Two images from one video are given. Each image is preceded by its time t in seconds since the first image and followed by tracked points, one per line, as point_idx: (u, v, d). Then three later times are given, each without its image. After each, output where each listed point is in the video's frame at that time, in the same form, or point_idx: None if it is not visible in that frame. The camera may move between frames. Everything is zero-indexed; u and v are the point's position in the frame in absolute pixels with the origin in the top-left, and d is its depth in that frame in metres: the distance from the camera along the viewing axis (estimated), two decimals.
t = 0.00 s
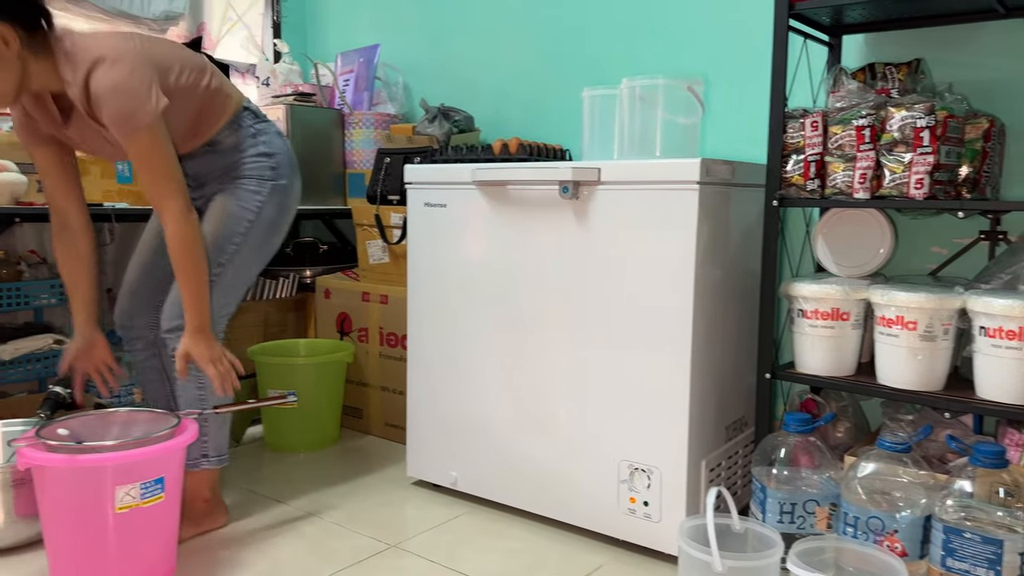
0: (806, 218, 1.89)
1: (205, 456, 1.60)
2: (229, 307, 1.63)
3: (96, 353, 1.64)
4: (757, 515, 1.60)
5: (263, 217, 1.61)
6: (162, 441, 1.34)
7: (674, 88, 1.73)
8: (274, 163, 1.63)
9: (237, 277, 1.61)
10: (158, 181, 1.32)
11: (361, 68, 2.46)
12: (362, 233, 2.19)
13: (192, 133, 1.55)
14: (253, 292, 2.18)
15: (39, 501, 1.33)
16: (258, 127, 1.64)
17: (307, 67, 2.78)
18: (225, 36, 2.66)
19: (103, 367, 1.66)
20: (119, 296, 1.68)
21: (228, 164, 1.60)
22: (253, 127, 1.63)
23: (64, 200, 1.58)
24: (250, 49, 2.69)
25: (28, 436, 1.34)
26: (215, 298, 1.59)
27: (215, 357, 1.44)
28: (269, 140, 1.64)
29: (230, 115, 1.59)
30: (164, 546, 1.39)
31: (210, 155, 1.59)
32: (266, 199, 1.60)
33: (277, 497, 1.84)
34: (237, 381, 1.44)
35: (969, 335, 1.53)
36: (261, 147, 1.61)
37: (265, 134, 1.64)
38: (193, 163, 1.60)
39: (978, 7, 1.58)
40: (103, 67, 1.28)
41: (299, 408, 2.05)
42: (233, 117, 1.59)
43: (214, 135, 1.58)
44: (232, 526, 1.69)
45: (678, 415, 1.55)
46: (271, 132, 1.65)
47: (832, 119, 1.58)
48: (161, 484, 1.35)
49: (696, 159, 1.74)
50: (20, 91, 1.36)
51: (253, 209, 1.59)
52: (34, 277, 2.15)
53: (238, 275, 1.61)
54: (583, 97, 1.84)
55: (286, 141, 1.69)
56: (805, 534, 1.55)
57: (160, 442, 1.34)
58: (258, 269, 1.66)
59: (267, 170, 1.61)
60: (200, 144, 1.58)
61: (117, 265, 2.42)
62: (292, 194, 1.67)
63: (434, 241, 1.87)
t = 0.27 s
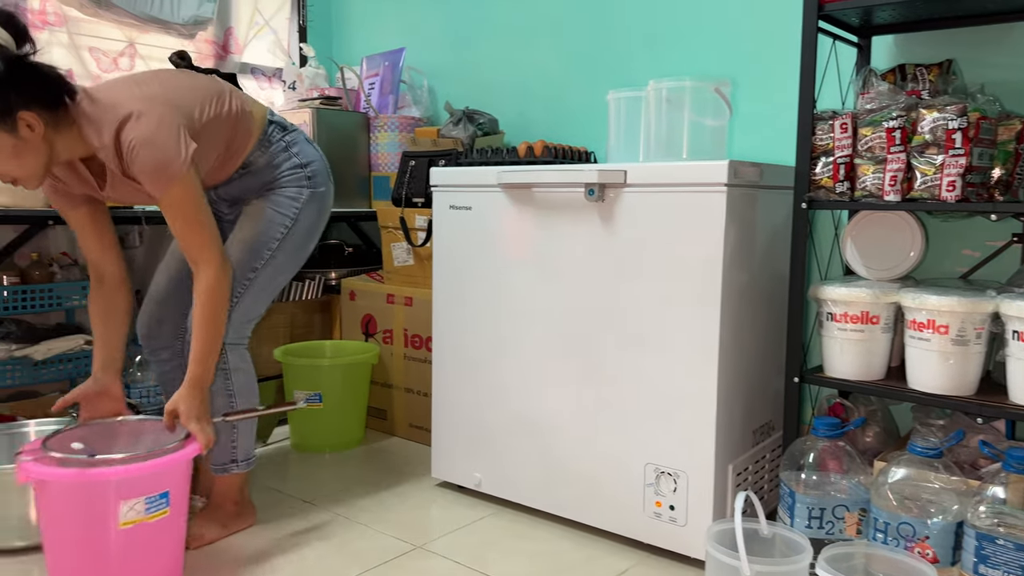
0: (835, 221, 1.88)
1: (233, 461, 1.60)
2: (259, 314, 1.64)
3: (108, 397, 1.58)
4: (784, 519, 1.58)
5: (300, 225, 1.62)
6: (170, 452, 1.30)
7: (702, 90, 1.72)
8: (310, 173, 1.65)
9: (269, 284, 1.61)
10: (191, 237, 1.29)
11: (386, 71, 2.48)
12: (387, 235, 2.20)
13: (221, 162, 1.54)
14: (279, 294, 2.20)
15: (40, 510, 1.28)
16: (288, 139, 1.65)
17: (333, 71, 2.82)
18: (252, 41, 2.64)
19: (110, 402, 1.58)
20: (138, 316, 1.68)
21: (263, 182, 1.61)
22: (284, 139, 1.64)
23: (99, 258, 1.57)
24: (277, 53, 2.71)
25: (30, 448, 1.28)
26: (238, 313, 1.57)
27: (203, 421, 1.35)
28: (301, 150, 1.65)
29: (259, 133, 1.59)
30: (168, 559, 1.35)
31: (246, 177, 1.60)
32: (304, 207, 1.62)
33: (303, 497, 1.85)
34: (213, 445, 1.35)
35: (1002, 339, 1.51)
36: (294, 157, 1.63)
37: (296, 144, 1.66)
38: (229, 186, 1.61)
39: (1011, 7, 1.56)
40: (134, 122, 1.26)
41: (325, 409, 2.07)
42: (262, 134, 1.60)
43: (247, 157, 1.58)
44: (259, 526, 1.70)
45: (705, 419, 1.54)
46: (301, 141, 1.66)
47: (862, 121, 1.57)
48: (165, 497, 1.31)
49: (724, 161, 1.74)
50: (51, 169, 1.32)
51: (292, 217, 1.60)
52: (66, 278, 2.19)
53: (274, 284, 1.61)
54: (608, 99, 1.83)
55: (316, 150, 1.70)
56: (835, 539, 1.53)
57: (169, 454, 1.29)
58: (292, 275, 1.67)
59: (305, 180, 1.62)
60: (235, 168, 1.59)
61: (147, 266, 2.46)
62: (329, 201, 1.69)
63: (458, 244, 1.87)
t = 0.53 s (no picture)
0: (863, 223, 1.87)
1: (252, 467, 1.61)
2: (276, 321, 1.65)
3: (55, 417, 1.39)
4: (812, 524, 1.57)
5: (320, 234, 1.63)
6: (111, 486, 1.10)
7: (728, 92, 1.72)
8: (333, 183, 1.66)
9: (285, 292, 1.62)
10: (180, 251, 1.20)
11: (410, 75, 2.49)
12: (411, 237, 2.22)
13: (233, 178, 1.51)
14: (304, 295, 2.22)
15: None
16: (311, 149, 1.65)
17: (358, 74, 2.84)
18: (277, 44, 2.67)
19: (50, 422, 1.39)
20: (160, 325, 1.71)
21: (286, 196, 1.63)
22: (307, 150, 1.65)
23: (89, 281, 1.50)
24: (301, 57, 2.74)
25: None
26: (250, 322, 1.58)
27: (155, 452, 1.20)
28: (324, 160, 1.66)
29: (280, 144, 1.60)
30: None
31: (269, 189, 1.62)
32: (324, 217, 1.63)
33: (328, 498, 1.86)
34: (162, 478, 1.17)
35: None
36: (316, 169, 1.64)
37: (319, 154, 1.66)
38: (252, 198, 1.63)
39: None
40: (140, 139, 1.23)
41: (350, 410, 2.08)
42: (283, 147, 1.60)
43: (269, 170, 1.60)
44: (285, 526, 1.71)
45: (731, 423, 1.53)
46: (324, 151, 1.67)
47: (891, 123, 1.55)
48: (98, 543, 1.09)
49: (752, 163, 1.73)
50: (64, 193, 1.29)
51: (311, 227, 1.62)
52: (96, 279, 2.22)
53: (293, 291, 1.63)
54: (633, 101, 1.82)
55: (340, 159, 1.71)
56: (863, 545, 1.51)
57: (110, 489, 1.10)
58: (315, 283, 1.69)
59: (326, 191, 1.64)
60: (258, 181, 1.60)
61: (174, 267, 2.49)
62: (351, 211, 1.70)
63: (483, 247, 1.87)
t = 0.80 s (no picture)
0: (895, 225, 1.85)
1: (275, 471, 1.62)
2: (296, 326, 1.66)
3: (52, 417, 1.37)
4: (842, 529, 1.55)
5: (343, 241, 1.64)
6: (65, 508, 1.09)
7: (757, 92, 1.71)
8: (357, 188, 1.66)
9: (306, 299, 1.63)
10: (176, 260, 1.14)
11: (436, 77, 2.49)
12: (436, 239, 2.23)
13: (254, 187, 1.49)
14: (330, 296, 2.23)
15: None
16: (337, 154, 1.65)
17: (383, 77, 2.86)
18: (304, 47, 2.70)
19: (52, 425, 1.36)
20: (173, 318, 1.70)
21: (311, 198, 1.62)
22: (332, 154, 1.64)
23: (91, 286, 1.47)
24: (328, 60, 2.77)
25: None
26: (274, 327, 1.59)
27: (128, 477, 1.11)
28: (349, 165, 1.66)
29: (306, 148, 1.59)
30: None
31: (294, 192, 1.61)
32: (348, 224, 1.64)
33: (354, 497, 1.87)
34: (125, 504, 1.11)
35: None
36: (342, 174, 1.64)
37: (344, 159, 1.66)
38: (275, 201, 1.62)
39: None
40: (164, 142, 1.22)
41: (376, 410, 2.09)
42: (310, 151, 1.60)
43: (296, 174, 1.59)
44: (312, 525, 1.72)
45: (761, 427, 1.52)
46: (350, 156, 1.67)
47: (924, 123, 1.53)
48: (39, 567, 1.08)
49: (781, 164, 1.72)
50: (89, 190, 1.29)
51: (335, 233, 1.63)
52: (127, 280, 2.26)
53: (314, 297, 1.64)
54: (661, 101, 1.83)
55: (364, 164, 1.71)
56: (895, 550, 1.49)
57: (67, 509, 1.09)
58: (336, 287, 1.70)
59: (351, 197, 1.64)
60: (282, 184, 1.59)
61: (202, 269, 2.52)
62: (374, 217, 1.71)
63: (508, 248, 1.87)
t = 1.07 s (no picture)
0: (928, 227, 1.82)
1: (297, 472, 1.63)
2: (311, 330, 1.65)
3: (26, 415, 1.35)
4: (874, 535, 1.53)
5: (360, 244, 1.64)
6: (56, 513, 1.20)
7: (787, 92, 1.69)
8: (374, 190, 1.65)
9: (323, 303, 1.62)
10: (211, 252, 1.15)
11: (462, 79, 2.52)
12: (461, 240, 2.22)
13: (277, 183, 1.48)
14: (357, 297, 2.25)
15: None
16: (353, 155, 1.64)
17: (409, 79, 2.87)
18: (331, 50, 2.72)
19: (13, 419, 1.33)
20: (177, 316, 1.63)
21: (329, 199, 1.60)
22: (350, 155, 1.63)
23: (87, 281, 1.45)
24: (355, 62, 2.79)
25: None
26: (293, 332, 1.58)
27: (147, 469, 1.11)
28: (366, 166, 1.65)
29: (325, 148, 1.58)
30: None
31: (312, 191, 1.59)
32: (366, 226, 1.63)
33: (381, 498, 1.88)
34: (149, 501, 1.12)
35: None
36: (361, 175, 1.63)
37: (362, 160, 1.65)
38: (292, 200, 1.59)
39: None
40: (198, 134, 1.22)
41: (402, 411, 2.10)
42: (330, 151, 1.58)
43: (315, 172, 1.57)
44: (339, 525, 1.73)
45: (791, 430, 1.50)
46: (366, 157, 1.66)
47: (958, 123, 1.51)
48: (38, 568, 1.20)
49: (812, 164, 1.70)
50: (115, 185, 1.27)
51: (353, 235, 1.62)
52: (158, 281, 2.29)
53: (330, 301, 1.63)
54: (689, 101, 1.82)
55: (377, 165, 1.70)
56: (928, 557, 1.47)
57: (66, 514, 1.22)
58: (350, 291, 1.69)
59: (368, 198, 1.63)
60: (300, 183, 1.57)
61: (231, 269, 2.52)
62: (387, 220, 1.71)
63: (534, 249, 1.87)
